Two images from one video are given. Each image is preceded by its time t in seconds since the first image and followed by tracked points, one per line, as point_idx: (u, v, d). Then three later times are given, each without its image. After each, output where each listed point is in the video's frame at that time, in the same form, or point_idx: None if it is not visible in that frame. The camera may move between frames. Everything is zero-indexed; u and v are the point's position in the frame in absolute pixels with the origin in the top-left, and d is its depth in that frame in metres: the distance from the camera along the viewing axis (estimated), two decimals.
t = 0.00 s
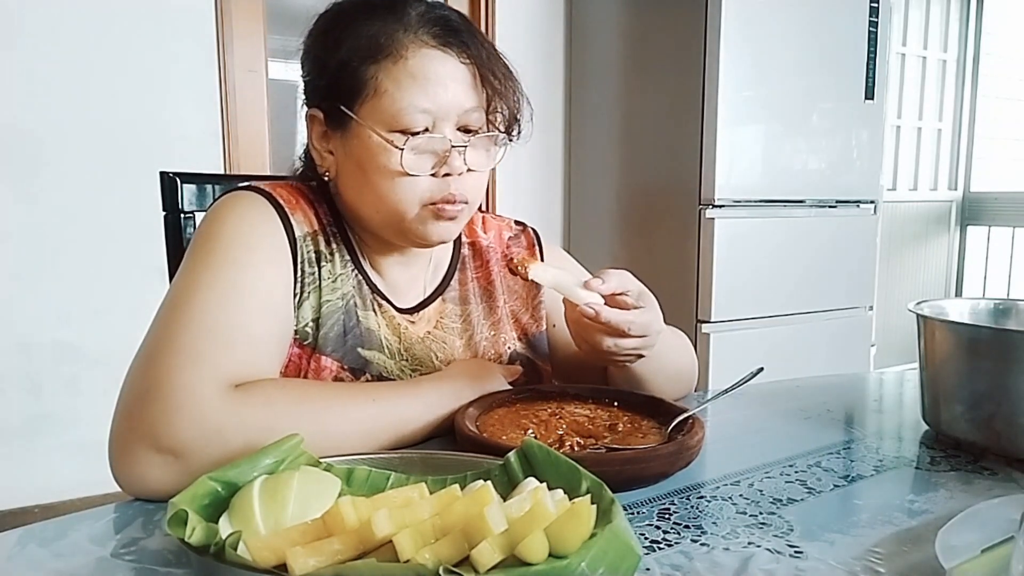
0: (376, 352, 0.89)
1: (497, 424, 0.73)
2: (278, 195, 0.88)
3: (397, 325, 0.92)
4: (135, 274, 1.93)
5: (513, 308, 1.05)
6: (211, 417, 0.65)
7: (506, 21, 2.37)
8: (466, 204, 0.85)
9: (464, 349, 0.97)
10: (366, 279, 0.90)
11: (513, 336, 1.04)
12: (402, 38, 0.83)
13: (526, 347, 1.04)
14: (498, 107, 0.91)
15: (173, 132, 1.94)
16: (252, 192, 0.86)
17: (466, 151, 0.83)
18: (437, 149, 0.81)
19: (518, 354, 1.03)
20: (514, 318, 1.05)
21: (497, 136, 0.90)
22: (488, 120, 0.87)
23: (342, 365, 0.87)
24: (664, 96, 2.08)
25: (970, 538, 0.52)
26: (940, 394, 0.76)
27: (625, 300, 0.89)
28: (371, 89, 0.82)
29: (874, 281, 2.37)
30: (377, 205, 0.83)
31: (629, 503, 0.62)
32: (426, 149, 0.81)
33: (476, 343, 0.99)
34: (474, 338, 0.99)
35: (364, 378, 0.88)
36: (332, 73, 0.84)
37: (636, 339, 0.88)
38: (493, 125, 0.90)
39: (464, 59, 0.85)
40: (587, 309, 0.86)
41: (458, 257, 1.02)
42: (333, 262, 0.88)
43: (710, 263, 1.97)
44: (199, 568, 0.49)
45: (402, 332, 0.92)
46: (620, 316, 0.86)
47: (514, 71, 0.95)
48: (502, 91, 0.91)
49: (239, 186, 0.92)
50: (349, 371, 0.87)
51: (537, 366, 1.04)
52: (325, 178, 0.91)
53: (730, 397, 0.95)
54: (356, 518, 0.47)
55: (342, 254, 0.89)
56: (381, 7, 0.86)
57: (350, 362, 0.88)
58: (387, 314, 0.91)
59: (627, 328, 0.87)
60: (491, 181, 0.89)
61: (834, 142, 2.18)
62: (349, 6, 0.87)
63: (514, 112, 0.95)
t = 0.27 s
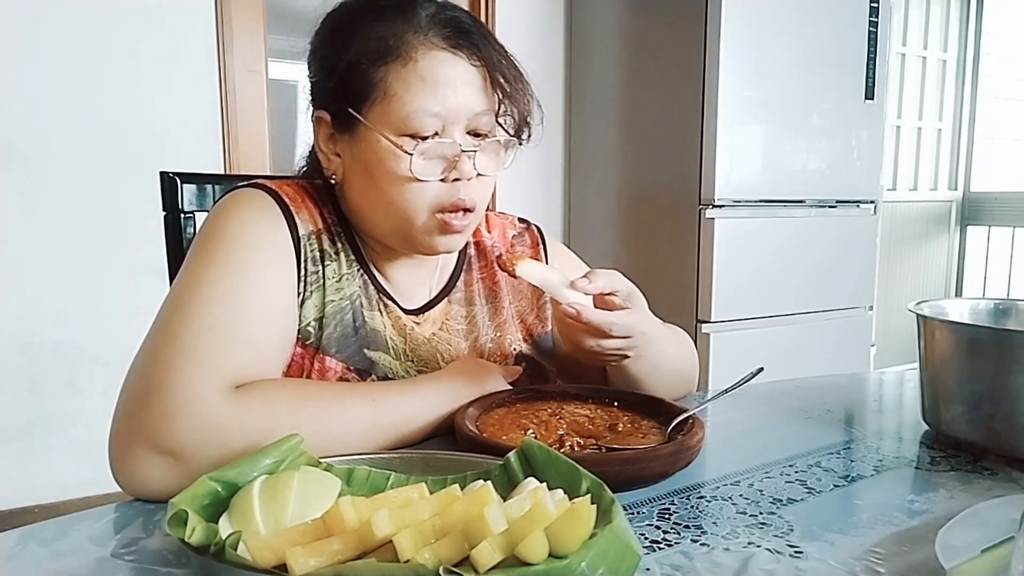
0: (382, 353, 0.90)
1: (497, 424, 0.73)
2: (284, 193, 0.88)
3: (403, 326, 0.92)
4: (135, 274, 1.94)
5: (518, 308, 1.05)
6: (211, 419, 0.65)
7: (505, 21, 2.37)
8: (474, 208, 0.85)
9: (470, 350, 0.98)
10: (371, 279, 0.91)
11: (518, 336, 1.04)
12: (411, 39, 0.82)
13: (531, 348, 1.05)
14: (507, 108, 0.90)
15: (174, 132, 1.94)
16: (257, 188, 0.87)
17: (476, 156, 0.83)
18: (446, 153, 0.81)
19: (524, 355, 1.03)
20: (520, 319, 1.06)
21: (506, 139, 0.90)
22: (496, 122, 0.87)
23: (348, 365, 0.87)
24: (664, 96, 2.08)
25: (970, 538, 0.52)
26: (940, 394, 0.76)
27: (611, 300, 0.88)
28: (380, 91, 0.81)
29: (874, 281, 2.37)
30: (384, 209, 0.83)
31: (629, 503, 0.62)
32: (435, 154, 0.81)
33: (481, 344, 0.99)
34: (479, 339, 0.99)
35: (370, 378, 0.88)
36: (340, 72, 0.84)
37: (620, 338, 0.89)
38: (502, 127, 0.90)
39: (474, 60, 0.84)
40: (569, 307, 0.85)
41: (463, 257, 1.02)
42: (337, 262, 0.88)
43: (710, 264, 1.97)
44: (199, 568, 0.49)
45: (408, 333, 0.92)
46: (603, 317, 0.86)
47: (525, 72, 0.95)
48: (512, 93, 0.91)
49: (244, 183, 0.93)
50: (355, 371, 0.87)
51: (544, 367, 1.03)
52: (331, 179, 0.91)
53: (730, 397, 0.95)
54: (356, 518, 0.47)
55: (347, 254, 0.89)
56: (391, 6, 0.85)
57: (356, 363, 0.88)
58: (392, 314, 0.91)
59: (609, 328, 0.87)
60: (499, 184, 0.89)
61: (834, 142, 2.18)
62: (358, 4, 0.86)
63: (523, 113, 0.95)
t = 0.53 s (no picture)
0: (392, 357, 0.92)
1: (497, 424, 0.73)
2: (297, 192, 0.89)
3: (412, 329, 0.94)
4: (135, 274, 1.93)
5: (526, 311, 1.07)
6: (214, 420, 0.65)
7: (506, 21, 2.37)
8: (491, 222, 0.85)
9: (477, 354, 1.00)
10: (382, 283, 0.92)
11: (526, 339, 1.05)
12: (432, 48, 0.82)
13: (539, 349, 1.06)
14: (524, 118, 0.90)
15: (173, 132, 1.94)
16: (268, 187, 0.87)
17: (496, 169, 0.81)
18: (467, 166, 0.80)
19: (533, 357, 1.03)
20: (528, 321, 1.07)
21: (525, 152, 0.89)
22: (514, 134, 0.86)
23: (357, 368, 0.89)
24: (665, 96, 2.08)
25: (970, 537, 0.52)
26: (940, 394, 0.76)
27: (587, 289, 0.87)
28: (401, 101, 0.81)
29: (874, 281, 2.37)
30: (401, 222, 0.83)
31: (629, 503, 0.62)
32: (455, 166, 0.79)
33: (488, 348, 1.01)
34: (486, 343, 1.01)
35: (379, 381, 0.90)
36: (359, 80, 0.84)
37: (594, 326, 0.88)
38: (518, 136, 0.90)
39: (495, 70, 0.84)
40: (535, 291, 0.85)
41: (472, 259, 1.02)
42: (348, 262, 0.90)
43: (710, 264, 1.97)
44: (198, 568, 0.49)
45: (417, 336, 0.94)
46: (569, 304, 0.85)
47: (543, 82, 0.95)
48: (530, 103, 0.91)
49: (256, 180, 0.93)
50: (364, 374, 0.90)
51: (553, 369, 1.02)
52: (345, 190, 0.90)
53: (730, 398, 0.95)
54: (356, 518, 0.47)
55: (359, 256, 0.91)
56: (411, 13, 0.85)
57: (366, 366, 0.90)
58: (402, 317, 0.93)
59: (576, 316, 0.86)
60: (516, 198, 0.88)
61: (834, 142, 2.18)
62: (378, 9, 0.86)
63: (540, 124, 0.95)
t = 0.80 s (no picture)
0: (398, 360, 0.93)
1: (498, 424, 0.73)
2: (308, 191, 0.89)
3: (418, 331, 0.95)
4: (135, 275, 1.93)
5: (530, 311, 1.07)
6: (215, 420, 0.65)
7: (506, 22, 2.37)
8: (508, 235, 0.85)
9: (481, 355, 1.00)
10: (390, 284, 0.93)
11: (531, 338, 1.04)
12: (459, 60, 0.82)
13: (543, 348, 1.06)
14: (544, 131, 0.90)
15: (173, 132, 1.94)
16: (277, 186, 0.88)
17: (516, 184, 0.81)
18: (488, 181, 0.79)
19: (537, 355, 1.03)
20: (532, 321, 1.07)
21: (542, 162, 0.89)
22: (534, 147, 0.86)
23: (362, 369, 0.89)
24: (665, 96, 2.08)
25: (970, 537, 0.52)
26: (940, 395, 0.76)
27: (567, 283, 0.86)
28: (425, 114, 0.81)
29: (874, 281, 2.37)
30: (421, 235, 0.83)
31: (629, 503, 0.62)
32: (477, 181, 0.79)
33: (492, 349, 1.02)
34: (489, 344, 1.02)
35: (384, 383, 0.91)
36: (380, 89, 0.83)
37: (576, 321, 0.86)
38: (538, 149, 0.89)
39: (519, 84, 0.84)
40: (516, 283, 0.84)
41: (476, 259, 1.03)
42: (356, 263, 0.90)
43: (710, 264, 1.97)
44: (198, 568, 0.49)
45: (423, 339, 0.95)
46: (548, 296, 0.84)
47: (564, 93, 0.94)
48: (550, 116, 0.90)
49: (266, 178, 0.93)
50: (369, 375, 0.90)
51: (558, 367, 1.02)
52: (361, 198, 0.90)
53: (731, 398, 0.95)
54: (356, 518, 0.47)
55: (367, 257, 0.91)
56: (437, 22, 0.84)
57: (372, 368, 0.90)
58: (408, 320, 0.94)
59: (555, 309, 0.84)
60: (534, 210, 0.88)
61: (834, 142, 2.18)
62: (402, 15, 0.85)
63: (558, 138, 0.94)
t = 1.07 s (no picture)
0: (401, 360, 0.93)
1: (498, 424, 0.73)
2: (311, 191, 0.89)
3: (421, 331, 0.95)
4: (135, 275, 1.93)
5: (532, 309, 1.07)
6: (215, 421, 0.65)
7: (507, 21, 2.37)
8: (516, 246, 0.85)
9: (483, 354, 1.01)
10: (393, 286, 0.93)
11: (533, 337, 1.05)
12: (477, 73, 0.80)
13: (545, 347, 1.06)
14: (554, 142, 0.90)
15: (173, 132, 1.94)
16: (282, 187, 0.88)
17: (527, 198, 0.83)
18: (501, 197, 0.80)
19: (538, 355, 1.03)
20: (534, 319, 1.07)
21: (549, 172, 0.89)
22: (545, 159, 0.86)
23: (364, 370, 0.89)
24: (666, 95, 2.08)
25: (969, 537, 0.52)
26: (940, 394, 0.76)
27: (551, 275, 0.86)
28: (441, 126, 0.80)
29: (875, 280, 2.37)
30: (431, 246, 0.83)
31: (629, 503, 0.62)
32: (491, 197, 0.80)
33: (494, 348, 1.02)
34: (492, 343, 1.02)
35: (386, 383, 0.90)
36: (394, 98, 0.82)
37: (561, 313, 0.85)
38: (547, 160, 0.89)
39: (534, 98, 0.83)
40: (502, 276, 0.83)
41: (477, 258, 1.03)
42: (358, 263, 0.91)
43: (710, 264, 1.97)
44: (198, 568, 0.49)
45: (425, 338, 0.95)
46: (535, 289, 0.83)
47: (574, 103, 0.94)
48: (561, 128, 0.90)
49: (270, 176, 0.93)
50: (371, 375, 0.90)
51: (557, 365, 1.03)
52: (370, 205, 0.89)
53: (732, 398, 0.95)
54: (356, 518, 0.47)
55: (369, 257, 0.91)
56: (453, 32, 0.83)
57: (374, 368, 0.90)
58: (410, 319, 0.94)
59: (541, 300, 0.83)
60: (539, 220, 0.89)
61: (834, 142, 2.18)
62: (418, 22, 0.84)
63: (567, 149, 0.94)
